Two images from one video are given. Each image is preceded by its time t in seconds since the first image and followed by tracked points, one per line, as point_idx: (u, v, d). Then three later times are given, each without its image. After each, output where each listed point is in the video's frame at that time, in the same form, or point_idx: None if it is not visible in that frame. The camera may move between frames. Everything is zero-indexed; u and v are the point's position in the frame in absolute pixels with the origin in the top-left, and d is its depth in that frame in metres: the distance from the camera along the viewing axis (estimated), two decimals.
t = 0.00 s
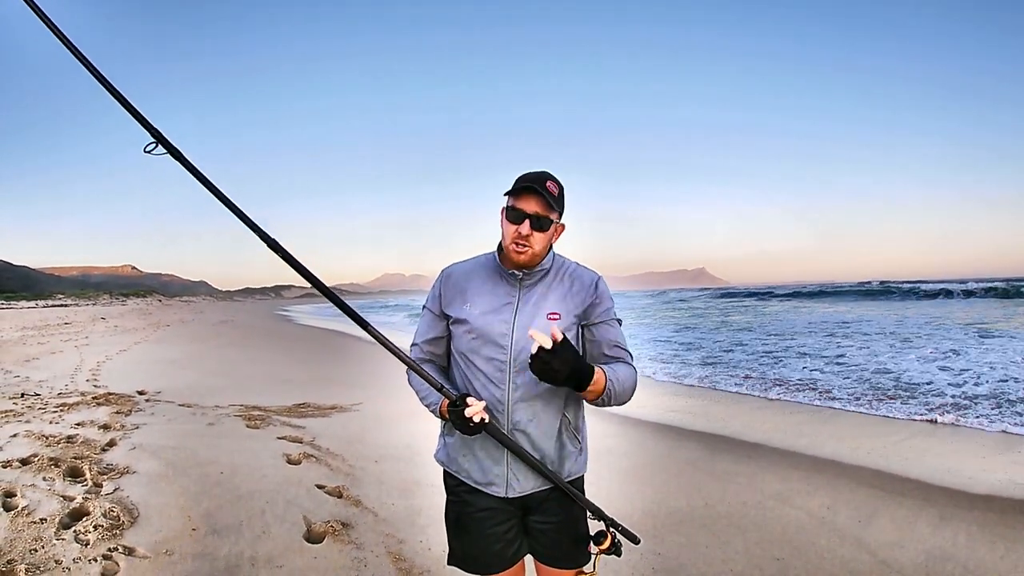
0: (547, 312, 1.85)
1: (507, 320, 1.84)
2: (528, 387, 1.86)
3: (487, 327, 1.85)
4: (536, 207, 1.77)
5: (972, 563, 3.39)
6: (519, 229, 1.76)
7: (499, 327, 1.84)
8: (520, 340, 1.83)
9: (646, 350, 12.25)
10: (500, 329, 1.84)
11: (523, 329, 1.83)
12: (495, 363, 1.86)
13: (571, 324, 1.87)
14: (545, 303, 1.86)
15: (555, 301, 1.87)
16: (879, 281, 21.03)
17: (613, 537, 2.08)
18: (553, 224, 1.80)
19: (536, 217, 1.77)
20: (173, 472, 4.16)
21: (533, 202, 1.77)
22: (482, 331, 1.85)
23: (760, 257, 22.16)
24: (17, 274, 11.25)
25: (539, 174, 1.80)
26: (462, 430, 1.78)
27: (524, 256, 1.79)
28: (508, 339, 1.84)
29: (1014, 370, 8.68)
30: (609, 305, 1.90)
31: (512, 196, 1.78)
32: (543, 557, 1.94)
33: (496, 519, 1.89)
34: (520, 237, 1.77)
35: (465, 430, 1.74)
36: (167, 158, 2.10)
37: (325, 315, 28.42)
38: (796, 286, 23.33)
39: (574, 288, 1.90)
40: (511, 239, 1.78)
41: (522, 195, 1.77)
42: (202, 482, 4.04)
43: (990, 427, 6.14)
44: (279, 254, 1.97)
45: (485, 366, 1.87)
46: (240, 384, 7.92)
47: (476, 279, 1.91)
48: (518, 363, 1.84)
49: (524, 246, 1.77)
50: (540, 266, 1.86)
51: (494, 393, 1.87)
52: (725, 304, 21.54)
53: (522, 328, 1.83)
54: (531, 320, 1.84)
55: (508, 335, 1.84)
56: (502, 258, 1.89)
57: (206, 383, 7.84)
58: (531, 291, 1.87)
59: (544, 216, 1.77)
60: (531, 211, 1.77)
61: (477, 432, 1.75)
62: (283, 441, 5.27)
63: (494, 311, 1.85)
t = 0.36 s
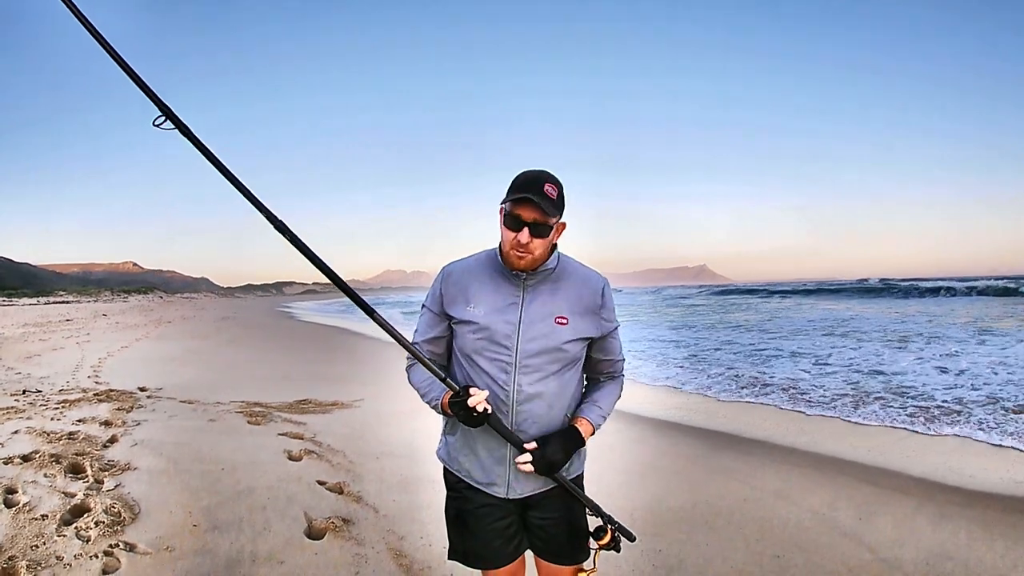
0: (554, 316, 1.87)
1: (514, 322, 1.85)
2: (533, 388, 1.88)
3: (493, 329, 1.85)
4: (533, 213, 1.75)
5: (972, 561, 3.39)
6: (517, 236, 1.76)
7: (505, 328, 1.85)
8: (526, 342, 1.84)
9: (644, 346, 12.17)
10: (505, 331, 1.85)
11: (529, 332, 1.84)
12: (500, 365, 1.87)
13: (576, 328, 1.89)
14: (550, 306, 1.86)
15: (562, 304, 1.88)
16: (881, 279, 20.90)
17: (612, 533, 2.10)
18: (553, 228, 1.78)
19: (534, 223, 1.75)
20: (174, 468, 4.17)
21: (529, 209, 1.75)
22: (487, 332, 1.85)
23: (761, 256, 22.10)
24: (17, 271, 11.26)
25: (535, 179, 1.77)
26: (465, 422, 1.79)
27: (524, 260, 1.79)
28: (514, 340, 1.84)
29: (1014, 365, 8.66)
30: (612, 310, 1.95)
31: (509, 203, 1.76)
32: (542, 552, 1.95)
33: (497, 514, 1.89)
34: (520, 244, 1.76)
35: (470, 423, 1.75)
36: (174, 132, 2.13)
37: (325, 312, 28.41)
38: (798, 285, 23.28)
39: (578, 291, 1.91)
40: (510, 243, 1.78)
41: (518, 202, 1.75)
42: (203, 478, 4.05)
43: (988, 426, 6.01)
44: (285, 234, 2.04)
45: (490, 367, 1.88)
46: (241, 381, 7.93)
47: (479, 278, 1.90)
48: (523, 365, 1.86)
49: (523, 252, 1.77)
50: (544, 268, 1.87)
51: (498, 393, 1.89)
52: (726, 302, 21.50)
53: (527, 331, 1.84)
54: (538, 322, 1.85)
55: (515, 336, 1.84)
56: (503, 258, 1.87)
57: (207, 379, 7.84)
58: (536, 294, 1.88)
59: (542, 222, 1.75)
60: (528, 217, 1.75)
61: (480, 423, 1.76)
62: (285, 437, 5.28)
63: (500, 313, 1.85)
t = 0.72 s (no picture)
0: (559, 318, 1.88)
1: (520, 325, 1.85)
2: (537, 389, 1.89)
3: (500, 334, 1.85)
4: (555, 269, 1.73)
5: (973, 560, 3.38)
6: (534, 281, 1.78)
7: (512, 332, 1.85)
8: (532, 344, 1.85)
9: (641, 344, 12.02)
10: (512, 336, 1.85)
11: (535, 335, 1.86)
12: (505, 367, 1.87)
13: (579, 330, 1.91)
14: (555, 310, 1.88)
15: (566, 307, 1.90)
16: (882, 278, 20.85)
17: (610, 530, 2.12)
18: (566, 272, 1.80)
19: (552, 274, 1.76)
20: (175, 468, 4.17)
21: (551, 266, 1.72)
22: (494, 336, 1.85)
23: (763, 255, 22.08)
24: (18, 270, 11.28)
25: (555, 230, 1.73)
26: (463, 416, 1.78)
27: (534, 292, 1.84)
28: (521, 343, 1.85)
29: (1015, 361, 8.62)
30: (612, 312, 1.98)
31: (530, 259, 1.71)
32: (542, 551, 1.96)
33: (498, 514, 1.89)
34: (536, 283, 1.79)
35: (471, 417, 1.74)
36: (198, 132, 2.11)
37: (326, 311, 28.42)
38: (799, 285, 23.27)
39: (582, 294, 1.93)
40: (528, 280, 1.79)
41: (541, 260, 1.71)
42: (204, 478, 4.05)
43: (985, 429, 5.80)
44: (281, 213, 2.04)
45: (496, 370, 1.88)
46: (242, 380, 7.93)
47: (484, 281, 1.89)
48: (528, 368, 1.87)
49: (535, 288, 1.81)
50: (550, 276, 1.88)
51: (503, 394, 1.89)
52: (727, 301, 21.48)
53: (534, 335, 1.86)
54: (544, 326, 1.86)
55: (521, 337, 1.85)
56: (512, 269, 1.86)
57: (208, 379, 7.84)
58: (542, 298, 1.88)
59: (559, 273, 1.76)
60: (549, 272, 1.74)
61: (479, 415, 1.75)
62: (287, 436, 5.28)
63: (507, 315, 1.85)
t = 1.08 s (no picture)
0: (560, 318, 1.89)
1: (522, 326, 1.85)
2: (540, 389, 1.89)
3: (503, 334, 1.85)
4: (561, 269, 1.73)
5: (974, 559, 3.37)
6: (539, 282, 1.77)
7: (513, 332, 1.85)
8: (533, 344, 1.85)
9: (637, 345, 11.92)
10: (515, 336, 1.85)
11: (537, 334, 1.86)
12: (507, 367, 1.87)
13: (580, 328, 1.92)
14: (556, 309, 1.89)
15: (566, 306, 1.91)
16: (882, 278, 20.84)
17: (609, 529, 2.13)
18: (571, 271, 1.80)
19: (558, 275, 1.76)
20: (177, 469, 4.18)
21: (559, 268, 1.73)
22: (496, 337, 1.85)
23: (762, 255, 22.10)
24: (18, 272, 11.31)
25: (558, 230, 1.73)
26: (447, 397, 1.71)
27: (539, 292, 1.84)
28: (522, 343, 1.85)
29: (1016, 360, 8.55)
30: (610, 311, 2.00)
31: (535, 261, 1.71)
32: (544, 551, 1.96)
33: (500, 514, 1.89)
34: (540, 284, 1.79)
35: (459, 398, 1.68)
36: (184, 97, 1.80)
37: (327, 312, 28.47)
38: (798, 285, 23.29)
39: (582, 294, 1.94)
40: (534, 282, 1.79)
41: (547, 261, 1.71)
42: (207, 479, 4.06)
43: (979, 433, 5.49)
44: (264, 175, 1.78)
45: (498, 371, 1.87)
46: (244, 381, 7.94)
47: (485, 282, 1.89)
48: (531, 369, 1.87)
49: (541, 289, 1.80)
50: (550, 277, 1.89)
51: (506, 396, 1.88)
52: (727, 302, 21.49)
53: (536, 334, 1.86)
54: (545, 325, 1.87)
55: (523, 339, 1.85)
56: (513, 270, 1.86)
57: (210, 380, 7.86)
58: (542, 298, 1.89)
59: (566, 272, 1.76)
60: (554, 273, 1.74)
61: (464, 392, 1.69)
62: (289, 437, 5.29)
63: (508, 316, 1.85)
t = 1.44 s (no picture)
0: (561, 313, 1.89)
1: (523, 322, 1.85)
2: (543, 385, 1.88)
3: (503, 329, 1.85)
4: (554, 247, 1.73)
5: (977, 559, 3.36)
6: (537, 266, 1.75)
7: (514, 327, 1.85)
8: (535, 340, 1.85)
9: (633, 346, 11.80)
10: (516, 332, 1.85)
11: (538, 329, 1.86)
12: (509, 363, 1.86)
13: (582, 324, 1.91)
14: (557, 304, 1.89)
15: (567, 301, 1.90)
16: (882, 279, 20.83)
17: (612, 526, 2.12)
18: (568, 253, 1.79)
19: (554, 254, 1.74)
20: (180, 469, 4.19)
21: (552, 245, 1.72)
22: (496, 333, 1.85)
23: (763, 256, 22.09)
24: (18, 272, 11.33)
25: (552, 209, 1.73)
26: (427, 350, 1.71)
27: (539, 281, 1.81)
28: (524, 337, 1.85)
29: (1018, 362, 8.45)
30: (611, 308, 1.99)
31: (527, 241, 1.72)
32: (548, 551, 1.96)
33: (503, 514, 1.89)
34: (538, 270, 1.77)
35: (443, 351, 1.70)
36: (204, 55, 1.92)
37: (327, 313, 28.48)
38: (799, 285, 23.29)
39: (581, 289, 1.94)
40: (529, 270, 1.77)
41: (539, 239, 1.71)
42: (209, 479, 4.06)
43: (973, 438, 5.20)
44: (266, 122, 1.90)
45: (499, 367, 1.86)
46: (245, 381, 7.96)
47: (485, 277, 1.89)
48: (533, 364, 1.86)
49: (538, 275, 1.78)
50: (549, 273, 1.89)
51: (508, 392, 1.87)
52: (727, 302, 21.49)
53: (537, 328, 1.86)
54: (547, 320, 1.87)
55: (524, 334, 1.85)
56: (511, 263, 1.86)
57: (212, 380, 7.89)
58: (542, 292, 1.89)
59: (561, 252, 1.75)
60: (548, 251, 1.73)
61: (444, 344, 1.69)
62: (291, 437, 5.30)
63: (509, 311, 1.85)
